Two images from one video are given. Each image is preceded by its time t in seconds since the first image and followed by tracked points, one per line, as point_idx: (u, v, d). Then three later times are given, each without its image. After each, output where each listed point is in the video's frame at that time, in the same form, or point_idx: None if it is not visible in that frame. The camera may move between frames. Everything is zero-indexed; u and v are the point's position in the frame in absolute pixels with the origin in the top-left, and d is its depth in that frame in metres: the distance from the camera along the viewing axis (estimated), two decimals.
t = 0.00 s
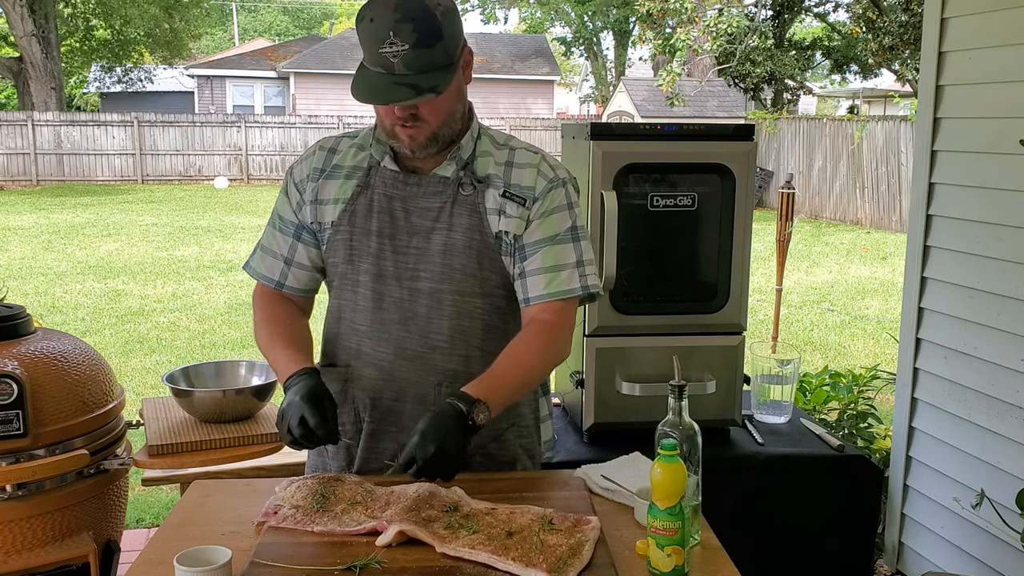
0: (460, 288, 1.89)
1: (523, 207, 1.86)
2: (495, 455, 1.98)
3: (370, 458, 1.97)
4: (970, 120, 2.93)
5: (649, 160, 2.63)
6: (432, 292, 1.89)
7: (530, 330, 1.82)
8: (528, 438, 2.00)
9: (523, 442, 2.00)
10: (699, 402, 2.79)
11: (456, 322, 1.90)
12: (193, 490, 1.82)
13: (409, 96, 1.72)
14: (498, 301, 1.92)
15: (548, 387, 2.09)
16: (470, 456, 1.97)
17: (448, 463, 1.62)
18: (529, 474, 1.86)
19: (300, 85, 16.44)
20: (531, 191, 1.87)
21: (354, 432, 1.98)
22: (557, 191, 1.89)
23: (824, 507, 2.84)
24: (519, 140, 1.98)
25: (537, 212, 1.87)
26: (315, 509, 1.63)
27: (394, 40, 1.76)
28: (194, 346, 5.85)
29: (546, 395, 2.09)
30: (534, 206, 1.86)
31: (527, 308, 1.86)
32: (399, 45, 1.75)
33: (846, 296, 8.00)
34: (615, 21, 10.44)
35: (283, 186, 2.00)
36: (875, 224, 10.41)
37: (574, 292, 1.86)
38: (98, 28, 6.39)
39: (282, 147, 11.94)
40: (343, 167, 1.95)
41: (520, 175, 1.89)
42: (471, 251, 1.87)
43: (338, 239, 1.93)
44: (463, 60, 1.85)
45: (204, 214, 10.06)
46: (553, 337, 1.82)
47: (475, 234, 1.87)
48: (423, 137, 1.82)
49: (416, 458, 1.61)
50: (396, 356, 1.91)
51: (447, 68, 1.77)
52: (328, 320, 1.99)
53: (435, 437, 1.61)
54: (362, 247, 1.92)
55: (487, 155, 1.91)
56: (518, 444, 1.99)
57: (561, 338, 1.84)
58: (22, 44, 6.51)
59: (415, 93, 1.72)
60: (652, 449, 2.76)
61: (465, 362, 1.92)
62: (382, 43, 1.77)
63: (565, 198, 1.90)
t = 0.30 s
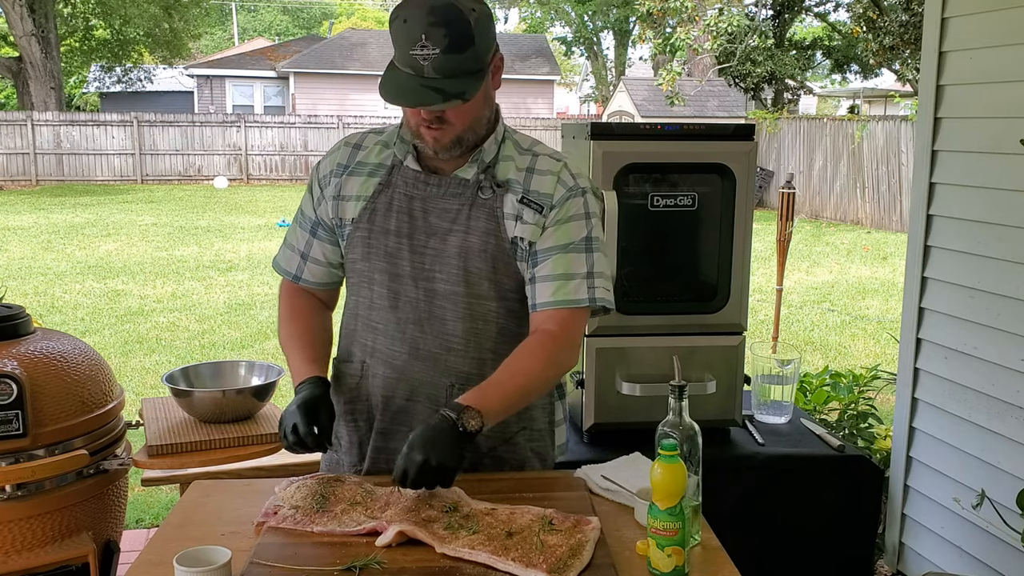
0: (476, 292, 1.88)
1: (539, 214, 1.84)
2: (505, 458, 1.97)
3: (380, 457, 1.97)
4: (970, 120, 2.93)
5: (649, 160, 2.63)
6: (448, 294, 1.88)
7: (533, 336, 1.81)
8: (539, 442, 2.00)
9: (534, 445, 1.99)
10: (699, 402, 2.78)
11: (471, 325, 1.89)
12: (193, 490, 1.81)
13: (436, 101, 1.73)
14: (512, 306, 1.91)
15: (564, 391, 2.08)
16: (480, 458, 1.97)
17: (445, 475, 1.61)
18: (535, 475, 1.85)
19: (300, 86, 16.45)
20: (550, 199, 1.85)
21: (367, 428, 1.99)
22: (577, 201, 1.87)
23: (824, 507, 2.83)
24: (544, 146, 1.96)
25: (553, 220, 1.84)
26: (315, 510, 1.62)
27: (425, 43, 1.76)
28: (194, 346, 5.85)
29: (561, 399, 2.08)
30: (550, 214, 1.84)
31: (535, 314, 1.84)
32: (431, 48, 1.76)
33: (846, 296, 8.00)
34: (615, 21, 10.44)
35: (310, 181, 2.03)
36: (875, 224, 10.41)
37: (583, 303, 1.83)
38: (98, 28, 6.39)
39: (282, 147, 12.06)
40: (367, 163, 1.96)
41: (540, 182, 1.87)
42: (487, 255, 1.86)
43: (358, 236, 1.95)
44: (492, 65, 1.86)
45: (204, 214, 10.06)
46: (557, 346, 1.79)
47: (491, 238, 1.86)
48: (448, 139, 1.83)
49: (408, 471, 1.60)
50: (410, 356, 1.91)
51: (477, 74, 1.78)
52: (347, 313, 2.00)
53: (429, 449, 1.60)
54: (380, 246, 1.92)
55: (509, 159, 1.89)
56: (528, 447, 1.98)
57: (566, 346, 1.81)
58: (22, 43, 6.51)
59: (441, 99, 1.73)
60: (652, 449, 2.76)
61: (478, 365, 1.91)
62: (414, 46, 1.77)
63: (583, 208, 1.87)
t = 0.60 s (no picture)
0: (481, 293, 1.88)
1: (546, 215, 1.84)
2: (507, 460, 1.97)
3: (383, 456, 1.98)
4: (969, 121, 2.93)
5: (649, 160, 2.63)
6: (454, 294, 1.88)
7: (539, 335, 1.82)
8: (544, 447, 1.99)
9: (539, 449, 1.99)
10: (699, 402, 2.78)
11: (475, 326, 1.89)
12: (193, 490, 1.81)
13: (439, 100, 1.73)
14: (518, 307, 1.90)
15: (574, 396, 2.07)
16: (482, 459, 1.97)
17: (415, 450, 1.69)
18: (537, 476, 1.86)
19: (300, 86, 16.46)
20: (557, 200, 1.85)
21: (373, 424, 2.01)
22: (586, 202, 1.85)
23: (824, 507, 2.83)
24: (555, 145, 1.96)
25: (560, 221, 1.84)
26: (315, 510, 1.62)
27: (431, 41, 1.77)
28: (194, 346, 5.85)
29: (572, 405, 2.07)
30: (558, 215, 1.84)
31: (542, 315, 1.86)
32: (435, 47, 1.76)
33: (846, 296, 8.00)
34: (615, 21, 10.45)
35: (324, 180, 2.04)
36: (875, 223, 10.41)
37: (591, 305, 1.83)
38: (97, 27, 6.38)
39: (282, 147, 12.00)
40: (378, 164, 1.97)
41: (548, 182, 1.86)
42: (493, 256, 1.86)
43: (368, 236, 1.96)
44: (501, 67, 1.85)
45: (204, 214, 10.06)
46: (562, 349, 1.80)
47: (498, 238, 1.86)
48: (453, 139, 1.83)
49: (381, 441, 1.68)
50: (415, 355, 1.92)
51: (483, 75, 1.77)
52: (359, 312, 2.01)
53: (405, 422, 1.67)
54: (389, 245, 1.93)
55: (518, 160, 1.89)
56: (532, 451, 1.98)
57: (570, 352, 1.82)
58: (22, 43, 6.52)
59: (445, 98, 1.73)
60: (652, 449, 2.76)
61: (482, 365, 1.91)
62: (418, 45, 1.78)
63: (592, 208, 1.86)
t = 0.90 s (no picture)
0: (465, 294, 1.88)
1: (527, 217, 1.82)
2: (499, 460, 1.98)
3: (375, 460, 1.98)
4: (970, 121, 2.93)
5: (649, 160, 2.63)
6: (438, 296, 1.89)
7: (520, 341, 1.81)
8: (536, 447, 2.00)
9: (531, 450, 1.99)
10: (699, 402, 2.78)
11: (460, 328, 1.90)
12: (194, 490, 1.81)
13: (411, 103, 1.72)
14: (503, 308, 1.90)
15: (566, 395, 2.08)
16: (474, 459, 1.97)
17: (402, 462, 1.71)
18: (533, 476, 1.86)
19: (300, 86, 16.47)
20: (537, 202, 1.83)
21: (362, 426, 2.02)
22: (567, 203, 1.83)
23: (824, 507, 2.83)
24: (539, 145, 1.93)
25: (541, 222, 1.82)
26: (315, 510, 1.62)
27: (401, 44, 1.77)
28: (194, 346, 5.85)
29: (564, 406, 2.07)
30: (538, 216, 1.82)
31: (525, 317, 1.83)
32: (406, 50, 1.76)
33: (846, 296, 8.00)
34: (615, 20, 10.44)
35: (312, 183, 2.04)
36: (875, 224, 10.41)
37: (574, 306, 1.81)
38: (97, 27, 6.37)
39: (282, 147, 11.84)
40: (363, 166, 1.96)
41: (529, 182, 1.84)
42: (476, 258, 1.86)
43: (353, 238, 1.96)
44: (477, 66, 1.83)
45: (204, 214, 10.06)
46: (544, 353, 1.80)
47: (480, 240, 1.85)
48: (433, 141, 1.81)
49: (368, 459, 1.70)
50: (402, 357, 1.93)
51: (456, 76, 1.76)
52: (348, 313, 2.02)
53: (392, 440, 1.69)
54: (374, 248, 1.93)
55: (500, 160, 1.87)
56: (524, 452, 1.99)
57: (551, 356, 1.81)
58: (22, 43, 6.52)
59: (417, 101, 1.72)
60: (652, 449, 2.76)
61: (469, 367, 1.91)
62: (390, 48, 1.78)
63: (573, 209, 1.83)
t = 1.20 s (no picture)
0: (444, 294, 1.88)
1: (501, 211, 1.83)
2: (489, 459, 1.98)
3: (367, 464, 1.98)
4: (970, 121, 2.93)
5: (649, 160, 2.63)
6: (417, 297, 1.89)
7: (504, 335, 1.83)
8: (523, 441, 2.01)
9: (518, 444, 2.00)
10: (699, 402, 2.78)
11: (442, 327, 1.90)
12: (194, 490, 1.82)
13: (370, 103, 1.71)
14: (483, 305, 1.91)
15: (546, 387, 2.09)
16: (464, 459, 1.97)
17: (393, 460, 1.71)
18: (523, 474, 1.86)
19: (300, 86, 16.46)
20: (510, 195, 1.85)
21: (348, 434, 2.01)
22: (538, 195, 1.86)
23: (823, 507, 2.83)
24: (505, 140, 1.96)
25: (515, 215, 1.84)
26: (315, 509, 1.62)
27: (356, 46, 1.77)
28: (194, 346, 5.85)
29: (544, 395, 2.09)
30: (512, 210, 1.84)
31: (508, 313, 1.85)
32: (361, 51, 1.76)
33: (846, 296, 8.01)
34: (615, 20, 10.44)
35: (277, 193, 2.02)
36: (875, 224, 10.41)
37: (554, 296, 1.84)
38: (97, 28, 6.37)
39: (282, 147, 11.76)
40: (329, 172, 1.95)
41: (501, 177, 1.86)
42: (453, 257, 1.86)
43: (325, 245, 1.94)
44: (436, 63, 1.83)
45: (204, 214, 10.05)
46: (527, 346, 1.82)
47: (455, 238, 1.85)
48: (396, 139, 1.80)
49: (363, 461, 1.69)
50: (384, 360, 1.93)
51: (412, 74, 1.75)
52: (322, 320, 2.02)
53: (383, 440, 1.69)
54: (348, 253, 1.92)
55: (468, 157, 1.89)
56: (512, 446, 1.99)
57: (534, 348, 1.83)
58: (22, 44, 6.52)
59: (375, 101, 1.71)
60: (653, 449, 2.76)
61: (452, 365, 1.92)
62: (345, 51, 1.78)
63: (546, 199, 1.86)
